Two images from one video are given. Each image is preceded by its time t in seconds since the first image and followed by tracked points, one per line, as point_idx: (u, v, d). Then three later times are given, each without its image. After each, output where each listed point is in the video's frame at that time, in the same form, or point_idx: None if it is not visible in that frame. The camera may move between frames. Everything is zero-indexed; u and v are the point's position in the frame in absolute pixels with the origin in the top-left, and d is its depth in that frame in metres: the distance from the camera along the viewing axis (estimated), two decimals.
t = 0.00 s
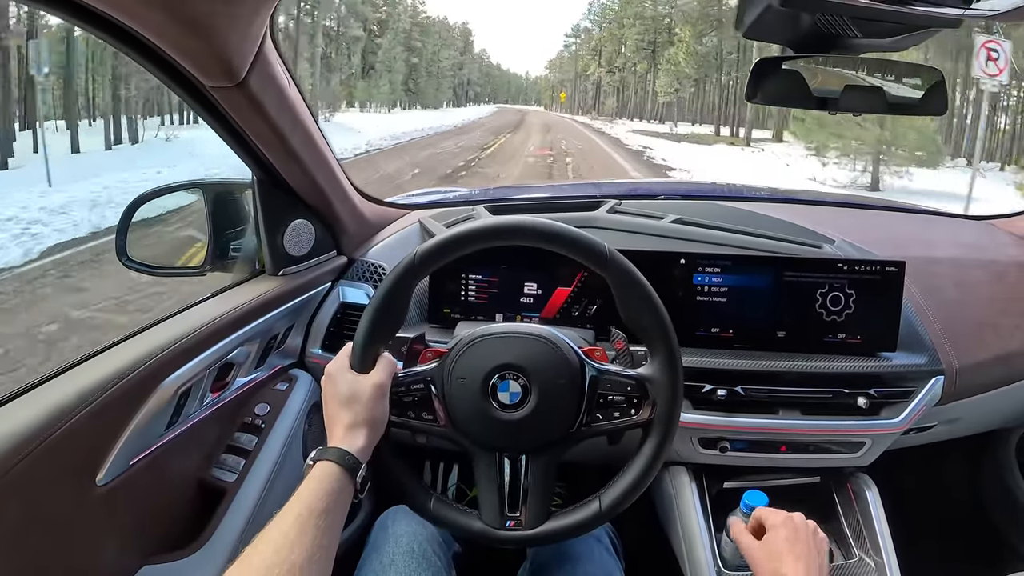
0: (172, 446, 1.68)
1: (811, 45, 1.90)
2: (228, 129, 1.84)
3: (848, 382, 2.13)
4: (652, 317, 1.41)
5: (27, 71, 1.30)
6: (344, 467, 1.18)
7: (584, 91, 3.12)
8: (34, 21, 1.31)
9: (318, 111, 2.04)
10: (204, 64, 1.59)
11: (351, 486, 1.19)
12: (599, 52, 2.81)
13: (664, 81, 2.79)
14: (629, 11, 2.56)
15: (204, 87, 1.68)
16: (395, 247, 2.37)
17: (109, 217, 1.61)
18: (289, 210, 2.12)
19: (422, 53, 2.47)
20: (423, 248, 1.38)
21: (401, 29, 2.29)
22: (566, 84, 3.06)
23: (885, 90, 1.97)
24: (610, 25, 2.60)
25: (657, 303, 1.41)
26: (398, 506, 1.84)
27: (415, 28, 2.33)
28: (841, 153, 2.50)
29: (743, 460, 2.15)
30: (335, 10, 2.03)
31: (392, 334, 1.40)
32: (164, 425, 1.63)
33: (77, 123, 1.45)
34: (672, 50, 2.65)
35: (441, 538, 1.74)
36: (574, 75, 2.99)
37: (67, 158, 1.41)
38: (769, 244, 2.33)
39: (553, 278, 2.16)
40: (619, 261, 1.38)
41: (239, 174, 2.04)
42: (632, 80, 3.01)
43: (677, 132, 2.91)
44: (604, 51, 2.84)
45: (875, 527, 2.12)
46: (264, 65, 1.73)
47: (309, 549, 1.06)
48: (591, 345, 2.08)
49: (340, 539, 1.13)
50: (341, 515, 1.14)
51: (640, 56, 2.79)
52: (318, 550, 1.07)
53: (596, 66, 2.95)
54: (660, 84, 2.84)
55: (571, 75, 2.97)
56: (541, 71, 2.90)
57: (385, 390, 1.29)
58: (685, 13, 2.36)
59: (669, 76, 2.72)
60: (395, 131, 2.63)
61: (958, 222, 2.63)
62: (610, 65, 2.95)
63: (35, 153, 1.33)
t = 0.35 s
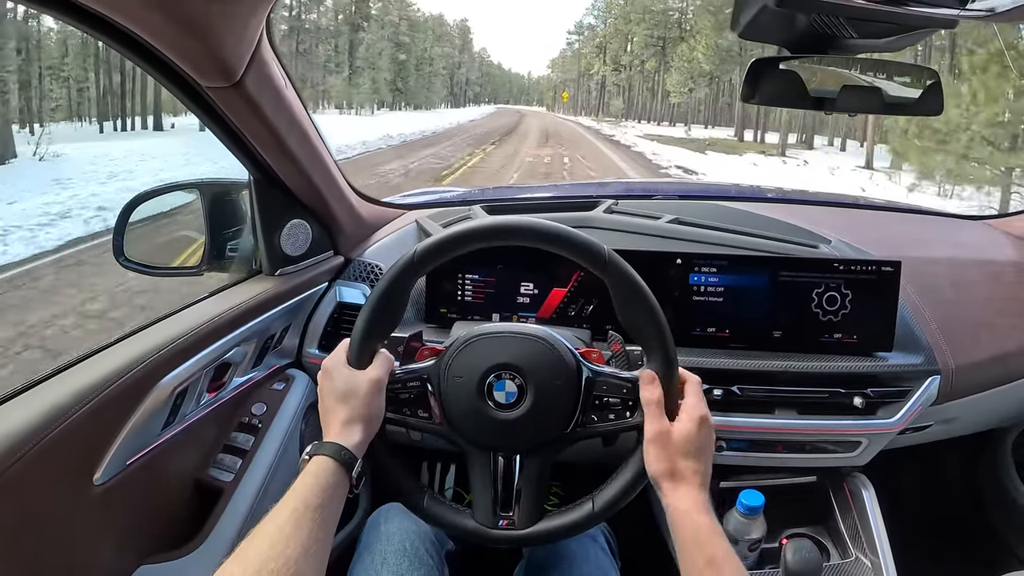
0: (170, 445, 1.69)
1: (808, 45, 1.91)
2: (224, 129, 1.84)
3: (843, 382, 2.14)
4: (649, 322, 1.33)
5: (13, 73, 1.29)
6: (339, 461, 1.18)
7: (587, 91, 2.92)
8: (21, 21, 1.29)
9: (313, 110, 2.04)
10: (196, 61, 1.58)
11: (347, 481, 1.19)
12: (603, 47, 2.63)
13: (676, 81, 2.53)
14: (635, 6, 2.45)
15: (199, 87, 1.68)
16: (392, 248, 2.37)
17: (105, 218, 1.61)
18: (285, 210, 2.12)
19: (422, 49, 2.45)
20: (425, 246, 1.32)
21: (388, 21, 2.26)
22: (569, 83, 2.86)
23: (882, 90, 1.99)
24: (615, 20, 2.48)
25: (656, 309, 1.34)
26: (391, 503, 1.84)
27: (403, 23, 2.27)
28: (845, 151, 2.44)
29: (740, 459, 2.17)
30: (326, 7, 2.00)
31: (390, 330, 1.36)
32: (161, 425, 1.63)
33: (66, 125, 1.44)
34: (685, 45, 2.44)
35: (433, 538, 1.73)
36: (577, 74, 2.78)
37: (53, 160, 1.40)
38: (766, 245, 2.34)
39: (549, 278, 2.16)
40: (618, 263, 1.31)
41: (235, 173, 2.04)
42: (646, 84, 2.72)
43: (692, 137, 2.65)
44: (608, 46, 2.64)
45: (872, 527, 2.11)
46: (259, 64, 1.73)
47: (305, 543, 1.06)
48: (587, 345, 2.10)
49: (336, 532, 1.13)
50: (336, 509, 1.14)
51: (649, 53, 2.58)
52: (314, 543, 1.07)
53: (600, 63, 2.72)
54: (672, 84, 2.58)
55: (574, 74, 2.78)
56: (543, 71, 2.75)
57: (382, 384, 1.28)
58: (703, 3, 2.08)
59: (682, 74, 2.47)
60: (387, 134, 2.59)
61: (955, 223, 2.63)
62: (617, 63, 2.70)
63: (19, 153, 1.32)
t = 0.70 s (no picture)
0: (166, 446, 1.68)
1: (808, 44, 1.91)
2: (220, 126, 1.84)
3: (843, 382, 2.13)
4: (648, 320, 1.30)
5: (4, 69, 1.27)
6: (337, 468, 1.17)
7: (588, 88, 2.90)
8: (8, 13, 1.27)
9: (314, 109, 2.04)
10: (192, 58, 1.57)
11: (344, 486, 1.19)
12: (607, 46, 2.60)
13: (691, 78, 2.38)
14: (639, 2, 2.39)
15: (196, 83, 1.67)
16: (390, 247, 2.36)
17: (102, 217, 1.60)
18: (283, 209, 2.11)
19: (414, 45, 2.35)
20: (422, 244, 1.31)
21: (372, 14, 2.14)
22: (571, 83, 2.86)
23: (882, 91, 1.97)
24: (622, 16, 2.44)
25: (654, 308, 1.30)
26: (389, 502, 1.82)
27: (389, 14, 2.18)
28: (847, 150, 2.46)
29: (739, 459, 2.16)
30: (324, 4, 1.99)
31: (386, 332, 1.34)
32: (157, 426, 1.62)
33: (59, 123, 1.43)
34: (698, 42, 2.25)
35: (429, 538, 1.72)
36: (581, 73, 2.78)
37: (43, 156, 1.38)
38: (765, 243, 2.33)
39: (547, 276, 2.16)
40: (616, 261, 1.28)
41: (233, 171, 2.03)
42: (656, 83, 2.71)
43: (711, 142, 2.55)
44: (613, 43, 2.59)
45: (871, 527, 2.11)
46: (258, 59, 1.72)
47: (299, 551, 1.04)
48: (585, 344, 2.09)
49: (334, 530, 1.12)
50: (333, 516, 1.13)
51: (658, 50, 2.50)
52: (311, 546, 1.06)
53: (605, 62, 2.69)
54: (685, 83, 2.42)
55: (577, 73, 2.77)
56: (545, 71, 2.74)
57: (379, 389, 1.27)
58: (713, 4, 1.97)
59: (697, 71, 2.31)
60: (390, 136, 2.58)
61: (957, 223, 2.63)
62: (623, 62, 2.69)
63: (10, 149, 1.30)
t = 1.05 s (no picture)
0: (167, 445, 1.68)
1: (807, 43, 1.91)
2: (221, 126, 1.84)
3: (844, 381, 2.13)
4: (650, 319, 1.30)
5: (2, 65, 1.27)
6: (337, 463, 1.16)
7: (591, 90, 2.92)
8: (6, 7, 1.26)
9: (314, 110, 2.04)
10: (194, 57, 1.57)
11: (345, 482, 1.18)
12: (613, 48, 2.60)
13: (707, 76, 2.40)
14: None
15: (198, 83, 1.67)
16: (391, 246, 2.36)
17: (104, 217, 1.61)
18: (285, 208, 2.12)
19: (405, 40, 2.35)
20: (422, 243, 1.31)
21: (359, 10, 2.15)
22: (574, 83, 2.83)
23: (883, 90, 1.97)
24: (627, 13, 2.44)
25: (656, 308, 1.30)
26: (389, 501, 1.83)
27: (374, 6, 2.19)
28: (847, 149, 2.45)
29: (740, 458, 2.16)
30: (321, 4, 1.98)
31: (388, 329, 1.35)
32: (157, 426, 1.62)
33: (60, 122, 1.43)
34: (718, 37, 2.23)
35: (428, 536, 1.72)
36: (584, 72, 2.75)
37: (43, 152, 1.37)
38: (765, 242, 2.33)
39: (548, 276, 2.16)
40: (617, 260, 1.28)
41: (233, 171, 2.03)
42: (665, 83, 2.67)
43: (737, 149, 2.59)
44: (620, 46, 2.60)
45: (872, 525, 2.11)
46: (259, 58, 1.72)
47: (299, 546, 1.03)
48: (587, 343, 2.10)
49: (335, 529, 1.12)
50: (333, 511, 1.12)
51: (669, 46, 2.48)
52: (311, 544, 1.05)
53: (611, 60, 2.65)
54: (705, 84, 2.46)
55: (581, 73, 2.76)
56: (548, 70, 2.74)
57: (380, 385, 1.27)
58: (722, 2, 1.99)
59: (716, 68, 2.31)
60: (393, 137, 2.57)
61: (957, 222, 2.63)
62: (631, 59, 2.61)
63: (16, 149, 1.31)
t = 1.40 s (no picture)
0: (174, 446, 1.68)
1: (815, 43, 1.91)
2: (228, 126, 1.84)
3: (851, 383, 2.12)
4: (658, 321, 1.30)
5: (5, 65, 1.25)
6: (346, 467, 1.16)
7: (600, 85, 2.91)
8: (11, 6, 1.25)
9: (320, 109, 2.05)
10: (202, 58, 1.57)
11: (354, 486, 1.18)
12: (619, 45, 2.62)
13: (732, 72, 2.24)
14: None
15: (206, 84, 1.67)
16: (397, 248, 2.36)
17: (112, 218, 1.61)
18: (292, 210, 2.12)
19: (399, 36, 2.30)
20: (428, 246, 1.31)
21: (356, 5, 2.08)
22: (583, 81, 2.88)
23: (891, 92, 1.95)
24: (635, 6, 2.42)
25: (665, 309, 1.30)
26: (397, 502, 1.84)
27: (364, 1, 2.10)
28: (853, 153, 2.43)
29: (747, 460, 2.16)
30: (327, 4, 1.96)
31: (394, 335, 1.35)
32: (165, 427, 1.62)
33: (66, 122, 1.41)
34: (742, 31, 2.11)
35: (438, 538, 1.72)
36: (594, 69, 2.78)
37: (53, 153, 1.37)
38: (772, 244, 2.33)
39: (555, 278, 2.16)
40: (625, 262, 1.28)
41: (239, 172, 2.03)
42: (679, 81, 2.56)
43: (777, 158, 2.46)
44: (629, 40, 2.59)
45: (880, 529, 2.11)
46: (267, 61, 1.72)
47: (308, 550, 1.03)
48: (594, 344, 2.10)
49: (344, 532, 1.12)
50: (341, 515, 1.12)
51: (687, 41, 2.33)
52: (320, 549, 1.05)
53: (623, 56, 2.61)
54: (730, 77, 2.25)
55: (588, 71, 2.81)
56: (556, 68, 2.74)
57: (388, 388, 1.26)
58: None
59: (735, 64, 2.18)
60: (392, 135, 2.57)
61: (962, 224, 2.63)
62: (643, 56, 2.55)
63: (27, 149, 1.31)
